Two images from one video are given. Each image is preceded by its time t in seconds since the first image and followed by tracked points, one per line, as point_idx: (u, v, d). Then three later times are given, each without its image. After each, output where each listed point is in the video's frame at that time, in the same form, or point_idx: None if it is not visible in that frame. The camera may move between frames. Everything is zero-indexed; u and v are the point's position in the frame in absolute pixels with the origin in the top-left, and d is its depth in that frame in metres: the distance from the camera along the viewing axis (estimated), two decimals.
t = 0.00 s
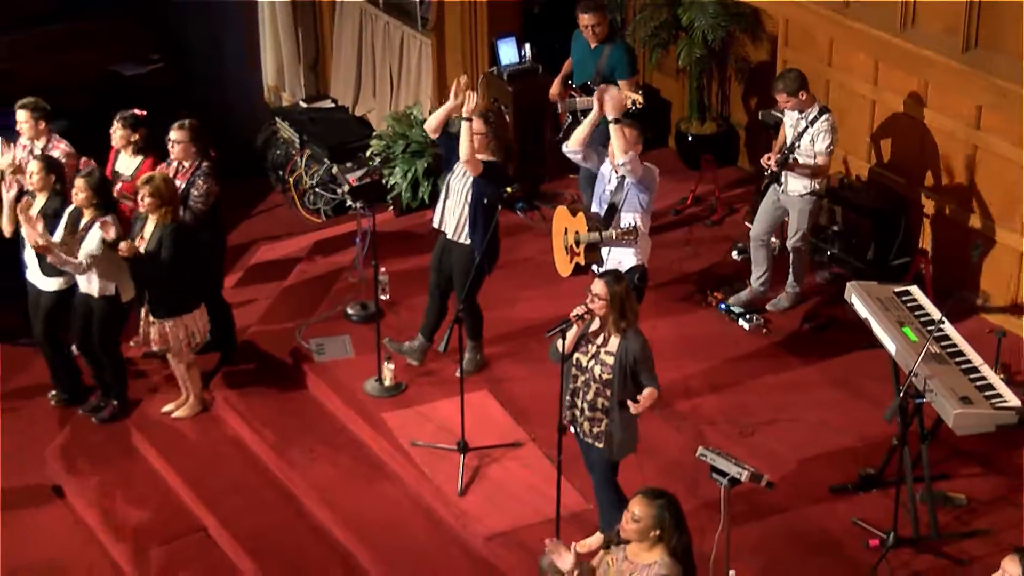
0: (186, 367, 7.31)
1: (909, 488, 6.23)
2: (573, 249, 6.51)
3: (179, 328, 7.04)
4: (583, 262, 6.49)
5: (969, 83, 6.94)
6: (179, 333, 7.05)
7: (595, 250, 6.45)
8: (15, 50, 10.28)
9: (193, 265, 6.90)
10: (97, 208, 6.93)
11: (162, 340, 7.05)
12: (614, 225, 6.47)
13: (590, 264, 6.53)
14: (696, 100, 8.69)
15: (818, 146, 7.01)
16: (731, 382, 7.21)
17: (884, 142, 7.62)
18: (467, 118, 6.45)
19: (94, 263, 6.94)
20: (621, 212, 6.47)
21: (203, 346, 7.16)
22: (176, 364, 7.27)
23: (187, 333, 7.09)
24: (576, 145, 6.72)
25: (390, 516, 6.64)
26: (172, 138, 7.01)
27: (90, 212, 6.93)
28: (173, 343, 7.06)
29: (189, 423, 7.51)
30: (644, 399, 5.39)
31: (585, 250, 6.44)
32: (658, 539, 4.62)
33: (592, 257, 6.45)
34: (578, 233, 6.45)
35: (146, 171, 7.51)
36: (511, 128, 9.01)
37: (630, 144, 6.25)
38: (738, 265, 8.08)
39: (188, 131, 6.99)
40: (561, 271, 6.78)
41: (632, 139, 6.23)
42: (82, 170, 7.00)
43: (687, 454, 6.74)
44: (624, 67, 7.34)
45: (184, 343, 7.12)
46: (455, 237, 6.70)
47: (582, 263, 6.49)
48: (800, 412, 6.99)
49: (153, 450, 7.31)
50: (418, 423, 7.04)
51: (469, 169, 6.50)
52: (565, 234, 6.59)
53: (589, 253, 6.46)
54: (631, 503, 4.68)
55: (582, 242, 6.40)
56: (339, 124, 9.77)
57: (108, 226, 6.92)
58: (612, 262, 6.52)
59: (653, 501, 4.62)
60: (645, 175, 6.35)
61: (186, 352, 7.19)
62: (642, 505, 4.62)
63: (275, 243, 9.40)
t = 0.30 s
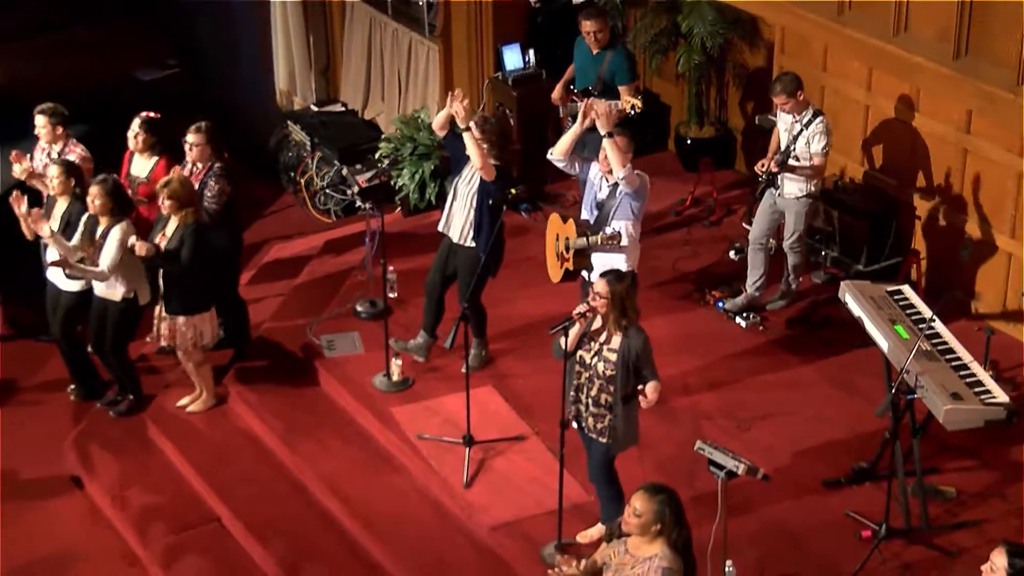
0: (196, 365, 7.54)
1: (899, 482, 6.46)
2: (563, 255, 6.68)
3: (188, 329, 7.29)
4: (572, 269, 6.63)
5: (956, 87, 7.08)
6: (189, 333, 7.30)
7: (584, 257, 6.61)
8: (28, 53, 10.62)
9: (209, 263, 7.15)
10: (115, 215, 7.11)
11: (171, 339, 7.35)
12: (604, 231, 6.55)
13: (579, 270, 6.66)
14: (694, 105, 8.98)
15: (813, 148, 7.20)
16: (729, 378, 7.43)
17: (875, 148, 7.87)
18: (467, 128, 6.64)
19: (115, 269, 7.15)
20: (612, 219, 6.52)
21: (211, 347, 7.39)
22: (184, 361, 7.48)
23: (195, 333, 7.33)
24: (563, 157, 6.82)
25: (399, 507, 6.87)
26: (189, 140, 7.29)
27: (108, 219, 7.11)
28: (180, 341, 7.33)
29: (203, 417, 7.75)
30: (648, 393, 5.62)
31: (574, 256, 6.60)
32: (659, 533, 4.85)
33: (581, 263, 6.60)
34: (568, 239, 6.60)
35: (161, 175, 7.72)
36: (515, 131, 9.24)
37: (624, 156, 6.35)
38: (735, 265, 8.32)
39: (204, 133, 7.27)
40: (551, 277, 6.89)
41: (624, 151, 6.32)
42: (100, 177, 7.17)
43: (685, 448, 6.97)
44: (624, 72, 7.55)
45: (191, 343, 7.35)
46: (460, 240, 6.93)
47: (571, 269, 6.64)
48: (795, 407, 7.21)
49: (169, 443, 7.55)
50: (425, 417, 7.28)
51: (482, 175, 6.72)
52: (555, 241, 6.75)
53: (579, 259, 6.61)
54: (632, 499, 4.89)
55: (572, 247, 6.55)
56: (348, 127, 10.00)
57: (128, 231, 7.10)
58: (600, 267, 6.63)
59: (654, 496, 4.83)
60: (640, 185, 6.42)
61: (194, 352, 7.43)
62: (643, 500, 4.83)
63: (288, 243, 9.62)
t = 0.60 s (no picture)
0: (213, 363, 7.77)
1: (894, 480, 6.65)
2: (559, 263, 6.60)
3: (208, 326, 7.50)
4: (567, 277, 6.58)
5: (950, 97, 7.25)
6: (209, 331, 7.52)
7: (579, 265, 6.56)
8: (31, 60, 11.04)
9: (224, 266, 7.37)
10: (124, 217, 7.30)
11: (192, 337, 7.60)
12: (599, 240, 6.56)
13: (574, 278, 6.60)
14: (695, 113, 9.22)
15: (810, 154, 7.41)
16: (729, 379, 7.64)
17: (870, 156, 8.16)
18: (474, 129, 6.85)
19: (120, 269, 7.34)
20: (605, 228, 6.55)
21: (233, 342, 7.63)
22: (200, 360, 7.71)
23: (217, 330, 7.56)
24: (563, 171, 6.85)
25: (406, 503, 7.08)
26: (203, 149, 7.56)
27: (117, 221, 7.31)
28: (202, 341, 7.56)
29: (217, 415, 7.97)
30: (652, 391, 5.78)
31: (569, 264, 6.54)
32: (661, 527, 5.04)
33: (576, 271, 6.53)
34: (563, 248, 6.52)
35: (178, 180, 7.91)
36: (521, 137, 9.45)
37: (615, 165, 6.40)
38: (734, 268, 8.55)
39: (218, 143, 7.56)
40: (546, 287, 6.83)
41: (614, 161, 6.38)
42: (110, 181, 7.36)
43: (685, 447, 7.18)
44: (625, 81, 7.78)
45: (213, 341, 7.59)
46: (465, 242, 7.13)
47: (566, 277, 6.58)
48: (792, 407, 7.42)
49: (184, 440, 7.77)
50: (432, 415, 7.49)
51: (480, 174, 6.97)
52: (550, 249, 6.69)
53: (573, 267, 6.55)
54: (636, 495, 5.09)
55: (567, 255, 6.48)
56: (357, 134, 10.21)
57: (135, 233, 7.29)
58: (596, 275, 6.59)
59: (657, 493, 5.01)
60: (631, 195, 6.45)
61: (214, 349, 7.66)
62: (646, 496, 5.02)
63: (301, 245, 9.83)
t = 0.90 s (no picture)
0: (229, 360, 7.99)
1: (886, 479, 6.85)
2: (552, 271, 6.71)
3: (219, 327, 7.73)
4: (561, 285, 6.69)
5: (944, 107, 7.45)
6: (220, 331, 7.74)
7: (574, 274, 6.67)
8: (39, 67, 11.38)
9: (234, 268, 7.58)
10: (133, 217, 7.45)
11: (204, 336, 7.78)
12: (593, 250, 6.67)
13: (567, 287, 6.73)
14: (694, 122, 9.53)
15: (803, 162, 7.61)
16: (726, 380, 7.84)
17: (864, 163, 8.47)
18: (482, 136, 7.15)
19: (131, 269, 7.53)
20: (600, 239, 6.67)
21: (242, 342, 7.83)
22: (219, 356, 7.93)
23: (228, 331, 7.77)
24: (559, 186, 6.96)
25: (412, 499, 7.29)
26: (217, 155, 7.64)
27: (127, 221, 7.47)
28: (212, 339, 7.77)
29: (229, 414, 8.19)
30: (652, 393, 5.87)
31: (565, 273, 6.66)
32: (659, 524, 5.18)
33: (570, 280, 6.66)
34: (559, 257, 6.65)
35: (190, 185, 8.11)
36: (524, 145, 9.67)
37: (609, 178, 6.53)
38: (732, 272, 8.77)
39: (231, 148, 7.61)
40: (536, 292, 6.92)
41: (609, 173, 6.52)
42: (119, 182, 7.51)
43: (683, 446, 7.38)
44: (625, 90, 8.02)
45: (224, 340, 7.81)
46: (470, 244, 7.33)
47: (561, 285, 6.70)
48: (788, 407, 7.63)
49: (197, 439, 7.99)
50: (437, 413, 7.71)
51: (484, 180, 7.19)
52: (543, 257, 6.78)
53: (568, 275, 6.68)
54: (636, 492, 5.22)
55: (563, 264, 6.62)
56: (365, 141, 10.46)
57: (145, 232, 7.47)
58: (591, 285, 6.67)
59: (655, 491, 5.15)
60: (624, 206, 6.62)
61: (226, 348, 7.87)
62: (644, 494, 5.15)
63: (311, 248, 10.07)
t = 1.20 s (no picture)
0: (234, 363, 8.20)
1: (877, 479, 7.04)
2: (543, 279, 6.94)
3: (226, 331, 7.92)
4: (553, 292, 6.92)
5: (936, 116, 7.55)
6: (227, 335, 7.94)
7: (566, 283, 6.85)
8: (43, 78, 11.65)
9: (241, 272, 7.79)
10: (149, 228, 7.72)
11: (211, 340, 7.98)
12: (585, 260, 6.81)
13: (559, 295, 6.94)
14: (691, 130, 9.82)
15: (797, 169, 7.82)
16: (722, 381, 8.05)
17: (856, 171, 8.75)
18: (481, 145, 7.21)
19: (154, 281, 7.77)
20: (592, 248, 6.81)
21: (248, 346, 8.03)
22: (221, 362, 8.14)
23: (235, 335, 7.97)
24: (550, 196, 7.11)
25: (416, 496, 7.49)
26: (228, 162, 7.88)
27: (144, 233, 7.73)
28: (219, 343, 7.96)
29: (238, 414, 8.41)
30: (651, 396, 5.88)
31: (556, 281, 6.86)
32: (655, 521, 5.31)
33: (562, 288, 6.87)
34: (550, 265, 6.88)
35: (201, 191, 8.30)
36: (526, 153, 9.89)
37: (601, 188, 6.68)
38: (728, 277, 9.00)
39: (243, 156, 7.85)
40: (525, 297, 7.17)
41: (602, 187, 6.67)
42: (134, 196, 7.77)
43: (680, 444, 7.57)
44: (623, 98, 8.25)
45: (230, 345, 8.00)
46: (472, 250, 7.54)
47: (552, 292, 6.92)
48: (783, 408, 7.82)
49: (207, 438, 8.21)
50: (440, 413, 7.93)
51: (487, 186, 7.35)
52: (533, 264, 7.01)
53: (560, 284, 6.88)
54: (632, 491, 5.35)
55: (555, 273, 6.81)
56: (371, 147, 10.68)
57: (163, 243, 7.72)
58: (582, 294, 6.82)
59: (652, 489, 5.28)
60: (615, 216, 6.76)
61: (231, 351, 8.06)
62: (640, 493, 5.28)
63: (318, 251, 10.31)
